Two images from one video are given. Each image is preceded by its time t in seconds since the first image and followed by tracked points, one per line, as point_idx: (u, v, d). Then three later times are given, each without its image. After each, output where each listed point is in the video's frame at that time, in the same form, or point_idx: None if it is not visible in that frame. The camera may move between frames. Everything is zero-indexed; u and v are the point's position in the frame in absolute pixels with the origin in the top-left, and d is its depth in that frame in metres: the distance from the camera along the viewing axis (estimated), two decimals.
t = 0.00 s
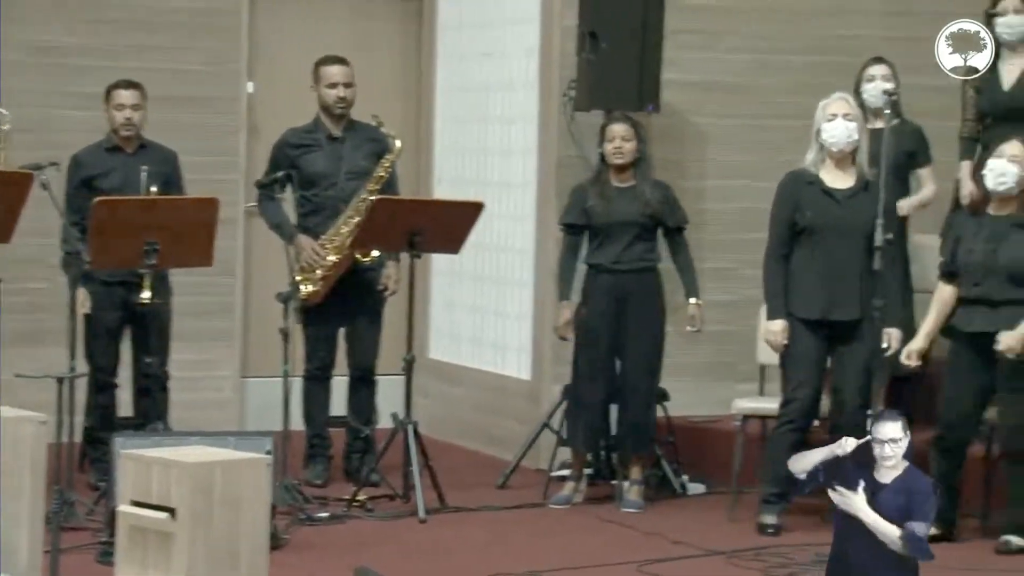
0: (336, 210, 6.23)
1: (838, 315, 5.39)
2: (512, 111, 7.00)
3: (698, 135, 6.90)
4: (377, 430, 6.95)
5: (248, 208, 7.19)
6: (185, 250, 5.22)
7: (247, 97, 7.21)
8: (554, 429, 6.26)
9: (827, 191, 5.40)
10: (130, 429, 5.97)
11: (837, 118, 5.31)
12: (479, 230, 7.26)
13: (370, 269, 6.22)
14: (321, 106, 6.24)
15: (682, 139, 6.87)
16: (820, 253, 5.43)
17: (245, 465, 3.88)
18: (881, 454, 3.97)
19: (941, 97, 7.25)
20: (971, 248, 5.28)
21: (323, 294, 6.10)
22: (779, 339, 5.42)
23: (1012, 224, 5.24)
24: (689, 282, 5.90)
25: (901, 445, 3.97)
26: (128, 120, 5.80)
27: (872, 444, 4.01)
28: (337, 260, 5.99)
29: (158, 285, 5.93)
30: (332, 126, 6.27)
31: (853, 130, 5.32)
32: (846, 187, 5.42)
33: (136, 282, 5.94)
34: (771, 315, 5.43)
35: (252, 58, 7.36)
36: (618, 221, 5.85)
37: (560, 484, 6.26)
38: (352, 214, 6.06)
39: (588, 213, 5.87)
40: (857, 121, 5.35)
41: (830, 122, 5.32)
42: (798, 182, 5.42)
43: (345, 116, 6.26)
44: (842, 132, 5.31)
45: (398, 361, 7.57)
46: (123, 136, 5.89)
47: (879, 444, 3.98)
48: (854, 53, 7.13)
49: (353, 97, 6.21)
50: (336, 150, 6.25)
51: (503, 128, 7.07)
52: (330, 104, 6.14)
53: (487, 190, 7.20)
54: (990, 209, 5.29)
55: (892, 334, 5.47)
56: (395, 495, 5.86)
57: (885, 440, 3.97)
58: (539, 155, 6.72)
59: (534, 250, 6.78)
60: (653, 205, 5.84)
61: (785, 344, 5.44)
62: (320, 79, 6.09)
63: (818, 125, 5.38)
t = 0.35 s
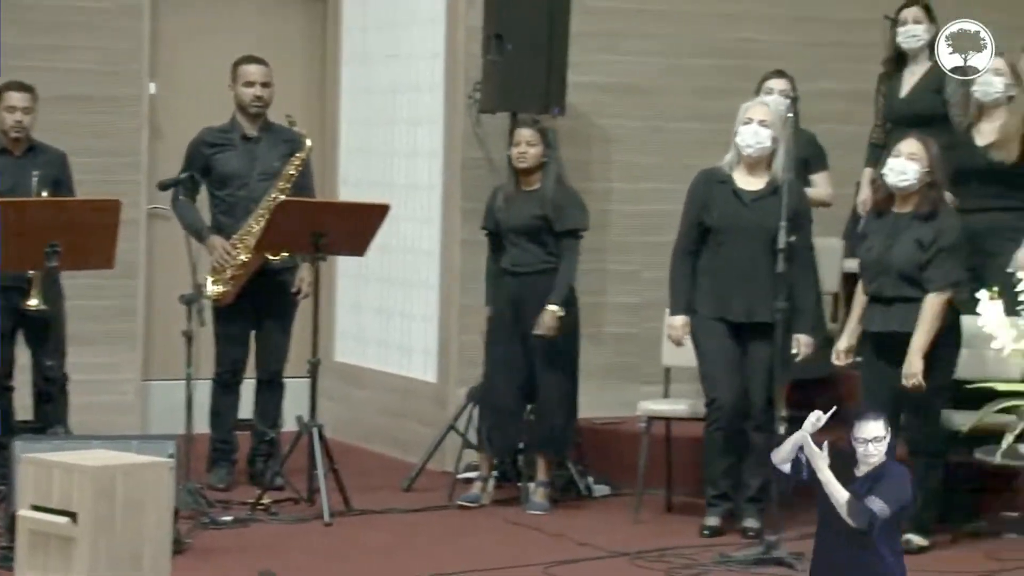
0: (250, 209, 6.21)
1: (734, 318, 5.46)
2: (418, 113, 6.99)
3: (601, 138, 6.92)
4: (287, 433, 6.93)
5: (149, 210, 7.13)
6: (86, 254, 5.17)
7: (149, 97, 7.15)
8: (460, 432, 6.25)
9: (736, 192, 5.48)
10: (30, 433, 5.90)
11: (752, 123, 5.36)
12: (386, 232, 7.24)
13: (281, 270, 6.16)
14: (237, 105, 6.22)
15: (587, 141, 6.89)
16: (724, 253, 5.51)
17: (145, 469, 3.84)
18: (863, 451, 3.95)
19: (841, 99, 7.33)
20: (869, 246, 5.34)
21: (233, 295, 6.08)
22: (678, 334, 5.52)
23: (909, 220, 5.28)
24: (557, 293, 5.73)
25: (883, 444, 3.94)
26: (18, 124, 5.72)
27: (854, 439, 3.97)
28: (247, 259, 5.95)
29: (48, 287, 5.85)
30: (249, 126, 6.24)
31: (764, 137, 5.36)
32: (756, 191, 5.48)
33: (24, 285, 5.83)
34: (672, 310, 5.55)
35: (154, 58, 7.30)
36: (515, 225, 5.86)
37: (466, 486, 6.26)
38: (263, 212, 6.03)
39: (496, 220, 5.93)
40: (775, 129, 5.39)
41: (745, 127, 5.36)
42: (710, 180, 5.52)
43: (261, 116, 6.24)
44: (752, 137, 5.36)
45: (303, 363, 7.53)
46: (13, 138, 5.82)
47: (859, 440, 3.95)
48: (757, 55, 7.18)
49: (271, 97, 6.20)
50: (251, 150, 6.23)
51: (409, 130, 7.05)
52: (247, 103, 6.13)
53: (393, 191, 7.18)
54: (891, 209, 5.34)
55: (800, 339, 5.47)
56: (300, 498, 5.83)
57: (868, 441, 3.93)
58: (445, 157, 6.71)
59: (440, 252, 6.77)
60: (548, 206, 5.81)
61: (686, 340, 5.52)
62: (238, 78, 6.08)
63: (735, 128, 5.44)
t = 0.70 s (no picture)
0: (156, 212, 6.16)
1: (620, 317, 5.49)
2: (317, 115, 6.97)
3: (502, 140, 6.92)
4: (180, 436, 6.88)
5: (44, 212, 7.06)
6: None
7: (43, 98, 7.07)
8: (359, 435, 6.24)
9: (622, 192, 5.54)
10: None
11: (643, 127, 5.46)
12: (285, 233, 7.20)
13: (188, 274, 6.13)
14: (147, 107, 6.17)
15: (488, 145, 6.88)
16: (612, 253, 5.54)
17: (37, 477, 3.79)
18: (860, 457, 3.89)
19: (741, 103, 7.40)
20: (760, 244, 5.44)
21: (134, 297, 6.05)
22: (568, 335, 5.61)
23: (800, 216, 5.39)
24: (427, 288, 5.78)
25: (881, 451, 3.87)
26: None
27: (851, 444, 3.90)
28: (151, 263, 5.92)
29: None
30: (158, 129, 6.20)
31: (653, 141, 5.46)
32: (641, 190, 5.54)
33: None
34: (561, 312, 5.63)
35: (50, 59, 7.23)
36: (397, 224, 5.87)
37: (364, 490, 6.24)
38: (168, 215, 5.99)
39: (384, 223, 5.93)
40: (664, 132, 5.49)
41: (635, 130, 5.46)
42: (599, 181, 5.59)
43: (171, 119, 6.19)
44: (642, 140, 5.46)
45: (202, 367, 7.48)
46: None
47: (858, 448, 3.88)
48: (657, 58, 7.22)
49: (182, 100, 6.16)
50: (159, 152, 6.18)
51: (308, 132, 7.02)
52: (157, 105, 6.09)
53: (292, 193, 7.14)
54: (773, 210, 5.46)
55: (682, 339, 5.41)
56: (196, 503, 5.79)
57: (865, 450, 3.86)
58: (345, 159, 6.69)
59: (339, 254, 6.76)
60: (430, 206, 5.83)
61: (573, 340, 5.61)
62: (149, 79, 6.04)
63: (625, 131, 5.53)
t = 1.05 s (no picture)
0: (71, 218, 6.11)
1: (518, 326, 5.54)
2: (230, 120, 6.94)
3: (419, 145, 6.97)
4: (94, 444, 6.83)
5: None
6: None
7: None
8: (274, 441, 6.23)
9: (516, 202, 5.58)
10: None
11: (535, 135, 5.54)
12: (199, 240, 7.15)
13: (104, 280, 6.12)
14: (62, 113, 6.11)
15: (404, 150, 6.93)
16: (508, 261, 5.58)
17: None
18: (883, 460, 3.88)
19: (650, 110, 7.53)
20: (655, 249, 5.45)
21: (49, 304, 6.01)
22: (457, 344, 5.59)
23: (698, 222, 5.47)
24: (362, 302, 5.86)
25: (905, 454, 3.86)
26: None
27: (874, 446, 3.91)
28: (67, 269, 5.89)
29: None
30: (73, 134, 6.14)
31: (548, 148, 5.55)
32: (534, 200, 5.60)
33: None
34: (449, 320, 5.60)
35: None
36: (308, 226, 5.91)
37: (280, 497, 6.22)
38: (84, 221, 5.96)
39: (283, 224, 5.96)
40: (557, 141, 5.59)
41: (529, 139, 5.54)
42: (489, 191, 5.60)
43: (87, 124, 6.14)
44: (538, 149, 5.54)
45: (116, 375, 7.44)
46: None
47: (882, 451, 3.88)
48: (570, 64, 7.32)
49: (98, 104, 6.11)
50: (74, 158, 6.11)
51: (223, 138, 6.99)
52: (71, 110, 6.03)
53: (208, 200, 7.10)
54: (665, 215, 5.50)
55: (580, 343, 5.61)
56: (110, 511, 5.74)
57: (887, 452, 3.86)
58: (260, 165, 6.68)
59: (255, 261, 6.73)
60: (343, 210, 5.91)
61: (464, 347, 5.59)
62: (62, 85, 5.98)
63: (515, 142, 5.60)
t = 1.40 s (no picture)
0: None
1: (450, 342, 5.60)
2: (153, 135, 6.90)
3: (345, 162, 7.02)
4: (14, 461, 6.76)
5: None
6: None
7: None
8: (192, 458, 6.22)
9: (439, 217, 5.63)
10: None
11: (455, 149, 5.57)
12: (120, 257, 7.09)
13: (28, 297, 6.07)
14: None
15: (329, 169, 6.97)
16: (436, 278, 5.62)
17: None
18: (912, 460, 4.04)
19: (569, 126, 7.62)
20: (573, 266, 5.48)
21: None
22: (400, 366, 5.58)
23: (609, 241, 5.53)
24: (282, 325, 6.06)
25: (932, 452, 4.03)
26: None
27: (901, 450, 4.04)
28: None
29: None
30: None
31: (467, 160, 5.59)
32: (454, 214, 5.67)
33: None
34: (389, 342, 5.59)
35: None
36: (234, 248, 5.97)
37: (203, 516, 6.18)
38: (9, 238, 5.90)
39: (207, 241, 5.95)
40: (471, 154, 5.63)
41: (449, 153, 5.57)
42: (409, 209, 5.63)
43: (10, 140, 6.07)
44: (458, 162, 5.58)
45: (36, 392, 7.37)
46: None
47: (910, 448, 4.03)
48: (492, 79, 7.39)
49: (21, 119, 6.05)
50: None
51: (145, 154, 6.95)
52: None
53: (129, 217, 7.04)
54: (579, 232, 5.55)
55: (501, 357, 5.72)
56: (30, 529, 5.68)
57: (916, 451, 4.02)
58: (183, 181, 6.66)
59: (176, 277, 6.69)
60: (271, 237, 6.00)
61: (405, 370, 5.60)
62: None
63: (432, 155, 5.63)
